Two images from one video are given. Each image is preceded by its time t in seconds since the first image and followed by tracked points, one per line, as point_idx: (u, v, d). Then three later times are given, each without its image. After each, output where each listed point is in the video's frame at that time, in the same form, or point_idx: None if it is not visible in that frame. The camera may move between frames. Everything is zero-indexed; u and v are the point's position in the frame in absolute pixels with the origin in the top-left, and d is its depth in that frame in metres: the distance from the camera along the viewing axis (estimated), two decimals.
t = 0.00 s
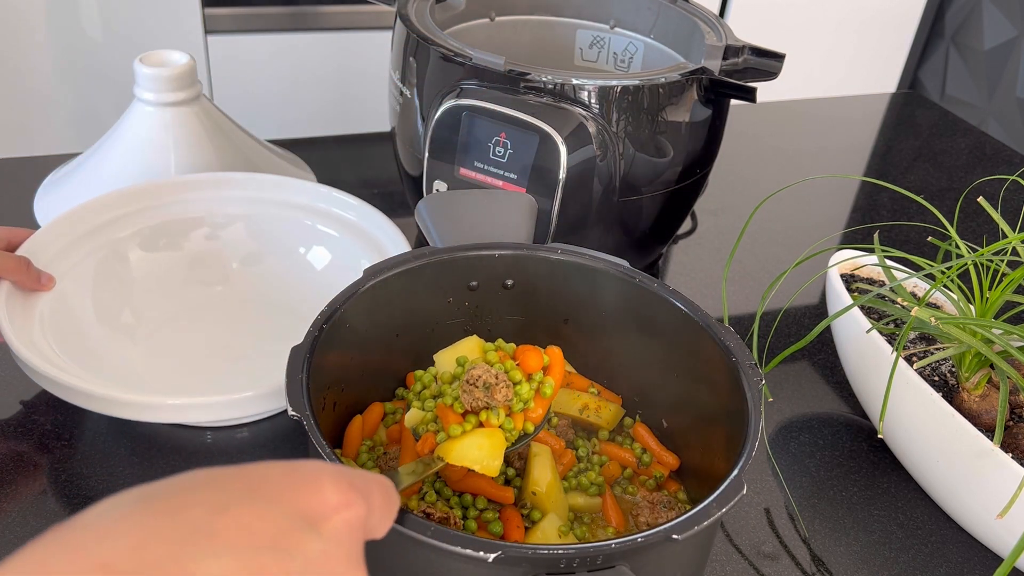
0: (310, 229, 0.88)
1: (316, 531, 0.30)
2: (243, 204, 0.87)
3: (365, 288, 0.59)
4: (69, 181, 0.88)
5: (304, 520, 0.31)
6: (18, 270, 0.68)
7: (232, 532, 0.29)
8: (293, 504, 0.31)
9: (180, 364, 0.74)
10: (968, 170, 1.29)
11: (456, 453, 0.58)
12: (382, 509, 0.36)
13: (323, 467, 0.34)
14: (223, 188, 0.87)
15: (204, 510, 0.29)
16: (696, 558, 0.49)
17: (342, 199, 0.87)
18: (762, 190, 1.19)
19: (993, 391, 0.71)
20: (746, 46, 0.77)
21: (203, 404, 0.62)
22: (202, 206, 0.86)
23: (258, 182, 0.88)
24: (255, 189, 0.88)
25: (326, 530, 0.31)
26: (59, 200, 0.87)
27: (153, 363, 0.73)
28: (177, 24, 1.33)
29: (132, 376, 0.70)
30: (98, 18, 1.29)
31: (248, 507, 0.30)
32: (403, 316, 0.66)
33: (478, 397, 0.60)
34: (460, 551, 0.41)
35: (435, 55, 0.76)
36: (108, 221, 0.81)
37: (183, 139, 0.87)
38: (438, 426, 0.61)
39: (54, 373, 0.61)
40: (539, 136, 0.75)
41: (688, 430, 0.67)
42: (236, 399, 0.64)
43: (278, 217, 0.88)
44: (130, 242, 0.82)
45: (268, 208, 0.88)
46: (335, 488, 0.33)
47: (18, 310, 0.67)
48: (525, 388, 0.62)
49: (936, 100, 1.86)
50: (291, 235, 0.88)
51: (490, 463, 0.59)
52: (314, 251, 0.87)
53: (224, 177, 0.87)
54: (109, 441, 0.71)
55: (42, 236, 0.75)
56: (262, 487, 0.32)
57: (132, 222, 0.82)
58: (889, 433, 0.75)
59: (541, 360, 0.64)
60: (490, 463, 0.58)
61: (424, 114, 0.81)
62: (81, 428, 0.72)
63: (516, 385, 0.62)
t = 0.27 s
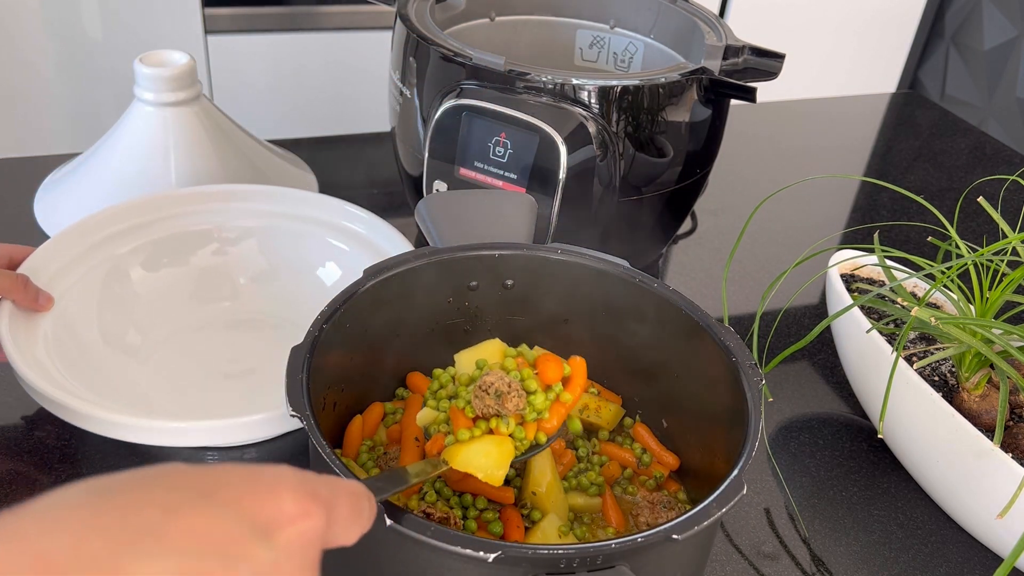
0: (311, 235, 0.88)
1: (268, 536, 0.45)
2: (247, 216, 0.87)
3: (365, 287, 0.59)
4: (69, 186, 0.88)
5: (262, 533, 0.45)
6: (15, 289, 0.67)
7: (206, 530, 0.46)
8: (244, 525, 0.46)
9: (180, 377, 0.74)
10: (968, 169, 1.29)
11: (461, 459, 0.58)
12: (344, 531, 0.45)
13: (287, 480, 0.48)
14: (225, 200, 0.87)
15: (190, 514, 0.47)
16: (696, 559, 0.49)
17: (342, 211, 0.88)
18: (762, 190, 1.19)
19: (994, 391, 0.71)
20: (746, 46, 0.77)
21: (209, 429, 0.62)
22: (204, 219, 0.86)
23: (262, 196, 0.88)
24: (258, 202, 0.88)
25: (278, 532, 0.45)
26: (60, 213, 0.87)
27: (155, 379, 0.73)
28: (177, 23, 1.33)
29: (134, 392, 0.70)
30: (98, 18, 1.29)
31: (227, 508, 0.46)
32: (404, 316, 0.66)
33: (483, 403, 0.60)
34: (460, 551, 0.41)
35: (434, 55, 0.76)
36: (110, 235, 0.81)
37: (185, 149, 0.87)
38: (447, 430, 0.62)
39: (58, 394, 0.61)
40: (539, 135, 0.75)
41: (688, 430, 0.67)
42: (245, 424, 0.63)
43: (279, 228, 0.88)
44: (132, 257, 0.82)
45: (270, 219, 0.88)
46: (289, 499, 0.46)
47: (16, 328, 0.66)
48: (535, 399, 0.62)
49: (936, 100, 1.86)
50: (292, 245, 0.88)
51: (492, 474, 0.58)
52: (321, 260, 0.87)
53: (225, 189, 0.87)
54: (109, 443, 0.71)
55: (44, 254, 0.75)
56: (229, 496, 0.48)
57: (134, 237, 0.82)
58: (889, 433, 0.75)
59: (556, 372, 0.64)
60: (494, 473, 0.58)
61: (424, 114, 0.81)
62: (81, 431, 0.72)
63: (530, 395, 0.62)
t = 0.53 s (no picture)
0: (310, 236, 0.88)
1: (181, 374, 0.35)
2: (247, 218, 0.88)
3: (365, 288, 0.59)
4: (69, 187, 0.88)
5: (172, 362, 0.35)
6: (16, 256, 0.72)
7: (114, 399, 0.32)
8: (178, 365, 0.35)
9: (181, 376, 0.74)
10: (968, 170, 1.29)
11: (433, 372, 0.62)
12: (223, 454, 0.35)
13: (213, 324, 0.38)
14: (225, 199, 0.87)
15: (98, 385, 0.32)
16: (696, 559, 0.49)
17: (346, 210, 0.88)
18: (762, 190, 1.19)
19: (994, 391, 0.71)
20: (746, 46, 0.77)
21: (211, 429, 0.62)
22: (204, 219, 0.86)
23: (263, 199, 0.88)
24: (259, 203, 0.88)
25: (206, 389, 0.35)
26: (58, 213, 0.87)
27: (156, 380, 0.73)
28: (177, 23, 1.33)
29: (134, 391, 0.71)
30: (98, 18, 1.28)
31: (121, 358, 0.34)
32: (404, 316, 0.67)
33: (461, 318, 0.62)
34: (460, 551, 0.41)
35: (434, 55, 0.76)
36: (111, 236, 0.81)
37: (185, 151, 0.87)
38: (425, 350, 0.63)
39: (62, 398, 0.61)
40: (539, 135, 0.75)
41: (688, 431, 0.67)
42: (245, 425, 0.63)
43: (280, 227, 0.88)
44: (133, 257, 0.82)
45: (270, 219, 0.88)
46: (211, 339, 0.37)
47: (18, 305, 0.70)
48: (514, 317, 0.63)
49: (936, 100, 1.86)
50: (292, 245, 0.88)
51: (467, 386, 0.62)
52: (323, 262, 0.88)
53: (225, 188, 0.87)
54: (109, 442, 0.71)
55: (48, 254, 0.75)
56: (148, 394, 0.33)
57: (135, 237, 0.82)
58: (888, 433, 0.75)
59: (540, 296, 0.64)
60: (466, 385, 0.62)
61: (424, 114, 0.81)
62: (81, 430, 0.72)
63: (500, 309, 0.62)
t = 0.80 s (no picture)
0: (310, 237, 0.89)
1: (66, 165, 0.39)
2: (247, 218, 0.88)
3: (365, 288, 0.59)
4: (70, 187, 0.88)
5: (49, 141, 0.39)
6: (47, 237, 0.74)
7: None
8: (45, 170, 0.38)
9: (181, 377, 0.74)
10: (968, 170, 1.29)
11: (318, 230, 0.62)
12: (106, 225, 0.39)
13: (80, 117, 0.42)
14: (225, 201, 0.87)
15: None
16: (696, 558, 0.49)
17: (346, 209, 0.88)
18: (762, 190, 1.19)
19: (994, 391, 0.71)
20: (746, 46, 0.77)
21: (212, 429, 0.62)
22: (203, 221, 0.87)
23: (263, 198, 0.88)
24: (259, 203, 0.88)
25: (71, 183, 0.38)
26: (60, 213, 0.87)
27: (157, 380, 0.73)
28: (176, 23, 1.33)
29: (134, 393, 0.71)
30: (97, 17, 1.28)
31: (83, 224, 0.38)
32: (404, 317, 0.67)
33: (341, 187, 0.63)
34: (460, 551, 0.41)
35: (435, 55, 0.76)
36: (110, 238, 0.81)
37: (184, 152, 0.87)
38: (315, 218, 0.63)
39: (64, 398, 0.62)
40: (539, 136, 0.75)
41: (688, 430, 0.67)
42: (247, 425, 0.63)
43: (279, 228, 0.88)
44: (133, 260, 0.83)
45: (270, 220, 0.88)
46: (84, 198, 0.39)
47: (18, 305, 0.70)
48: (391, 183, 0.64)
49: (936, 100, 1.86)
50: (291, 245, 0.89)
51: (352, 237, 0.62)
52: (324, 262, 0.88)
53: (223, 189, 0.87)
54: (109, 442, 0.71)
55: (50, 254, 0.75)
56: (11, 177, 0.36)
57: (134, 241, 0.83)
58: (888, 433, 0.75)
59: (414, 161, 0.65)
60: (348, 240, 0.62)
61: (424, 114, 0.81)
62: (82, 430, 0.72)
63: (378, 172, 0.64)
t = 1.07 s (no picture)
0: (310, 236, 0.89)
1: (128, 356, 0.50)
2: (247, 218, 0.88)
3: (365, 287, 0.59)
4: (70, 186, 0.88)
5: (88, 309, 0.49)
6: (64, 229, 0.75)
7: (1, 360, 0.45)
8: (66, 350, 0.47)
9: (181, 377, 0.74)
10: (968, 170, 1.29)
11: (215, 328, 0.74)
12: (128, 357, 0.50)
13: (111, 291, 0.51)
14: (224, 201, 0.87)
15: None
16: (696, 558, 0.49)
17: (347, 210, 0.88)
18: (762, 190, 1.19)
19: (994, 391, 0.71)
20: (746, 46, 0.77)
21: (213, 429, 0.62)
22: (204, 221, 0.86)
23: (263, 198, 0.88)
24: (259, 203, 0.88)
25: (103, 332, 0.49)
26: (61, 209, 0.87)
27: (157, 380, 0.73)
28: (176, 23, 1.33)
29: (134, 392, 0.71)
30: (96, 17, 1.28)
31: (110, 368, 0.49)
32: (404, 316, 0.67)
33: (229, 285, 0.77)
34: (460, 551, 0.41)
35: (434, 55, 0.76)
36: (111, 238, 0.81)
37: (184, 151, 0.87)
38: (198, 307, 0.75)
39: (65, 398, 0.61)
40: (539, 136, 0.75)
41: (688, 430, 0.67)
42: (247, 424, 0.63)
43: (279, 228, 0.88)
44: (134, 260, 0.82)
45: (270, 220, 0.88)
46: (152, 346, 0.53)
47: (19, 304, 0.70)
48: (269, 286, 0.79)
49: (936, 100, 1.86)
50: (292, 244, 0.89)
51: (245, 329, 0.75)
52: (324, 261, 0.88)
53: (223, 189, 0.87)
54: (109, 442, 0.71)
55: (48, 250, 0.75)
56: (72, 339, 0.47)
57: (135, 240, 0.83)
58: (888, 433, 0.75)
59: (286, 266, 0.82)
60: (242, 332, 0.75)
61: (424, 114, 0.81)
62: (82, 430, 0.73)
63: (263, 279, 0.79)
